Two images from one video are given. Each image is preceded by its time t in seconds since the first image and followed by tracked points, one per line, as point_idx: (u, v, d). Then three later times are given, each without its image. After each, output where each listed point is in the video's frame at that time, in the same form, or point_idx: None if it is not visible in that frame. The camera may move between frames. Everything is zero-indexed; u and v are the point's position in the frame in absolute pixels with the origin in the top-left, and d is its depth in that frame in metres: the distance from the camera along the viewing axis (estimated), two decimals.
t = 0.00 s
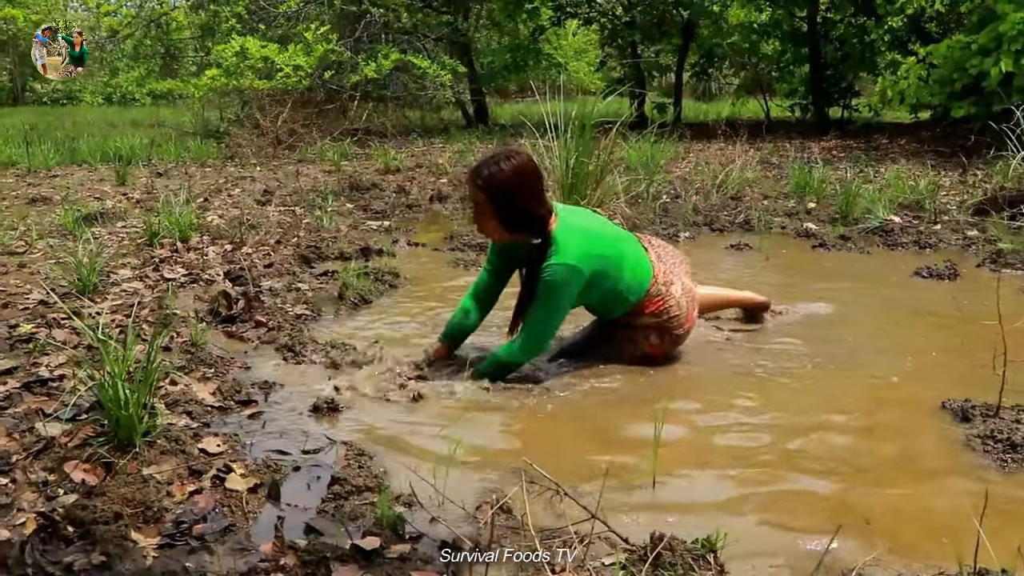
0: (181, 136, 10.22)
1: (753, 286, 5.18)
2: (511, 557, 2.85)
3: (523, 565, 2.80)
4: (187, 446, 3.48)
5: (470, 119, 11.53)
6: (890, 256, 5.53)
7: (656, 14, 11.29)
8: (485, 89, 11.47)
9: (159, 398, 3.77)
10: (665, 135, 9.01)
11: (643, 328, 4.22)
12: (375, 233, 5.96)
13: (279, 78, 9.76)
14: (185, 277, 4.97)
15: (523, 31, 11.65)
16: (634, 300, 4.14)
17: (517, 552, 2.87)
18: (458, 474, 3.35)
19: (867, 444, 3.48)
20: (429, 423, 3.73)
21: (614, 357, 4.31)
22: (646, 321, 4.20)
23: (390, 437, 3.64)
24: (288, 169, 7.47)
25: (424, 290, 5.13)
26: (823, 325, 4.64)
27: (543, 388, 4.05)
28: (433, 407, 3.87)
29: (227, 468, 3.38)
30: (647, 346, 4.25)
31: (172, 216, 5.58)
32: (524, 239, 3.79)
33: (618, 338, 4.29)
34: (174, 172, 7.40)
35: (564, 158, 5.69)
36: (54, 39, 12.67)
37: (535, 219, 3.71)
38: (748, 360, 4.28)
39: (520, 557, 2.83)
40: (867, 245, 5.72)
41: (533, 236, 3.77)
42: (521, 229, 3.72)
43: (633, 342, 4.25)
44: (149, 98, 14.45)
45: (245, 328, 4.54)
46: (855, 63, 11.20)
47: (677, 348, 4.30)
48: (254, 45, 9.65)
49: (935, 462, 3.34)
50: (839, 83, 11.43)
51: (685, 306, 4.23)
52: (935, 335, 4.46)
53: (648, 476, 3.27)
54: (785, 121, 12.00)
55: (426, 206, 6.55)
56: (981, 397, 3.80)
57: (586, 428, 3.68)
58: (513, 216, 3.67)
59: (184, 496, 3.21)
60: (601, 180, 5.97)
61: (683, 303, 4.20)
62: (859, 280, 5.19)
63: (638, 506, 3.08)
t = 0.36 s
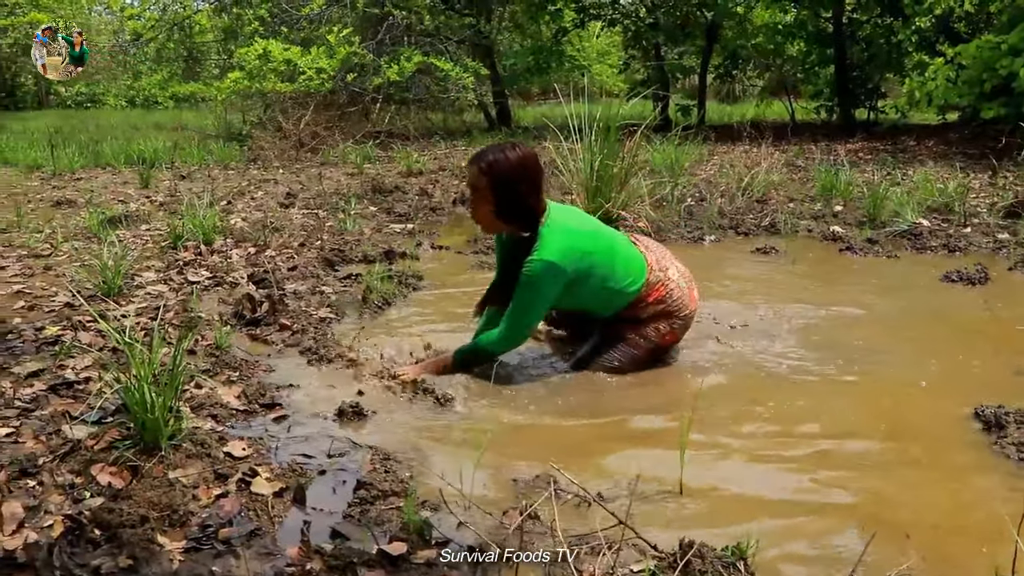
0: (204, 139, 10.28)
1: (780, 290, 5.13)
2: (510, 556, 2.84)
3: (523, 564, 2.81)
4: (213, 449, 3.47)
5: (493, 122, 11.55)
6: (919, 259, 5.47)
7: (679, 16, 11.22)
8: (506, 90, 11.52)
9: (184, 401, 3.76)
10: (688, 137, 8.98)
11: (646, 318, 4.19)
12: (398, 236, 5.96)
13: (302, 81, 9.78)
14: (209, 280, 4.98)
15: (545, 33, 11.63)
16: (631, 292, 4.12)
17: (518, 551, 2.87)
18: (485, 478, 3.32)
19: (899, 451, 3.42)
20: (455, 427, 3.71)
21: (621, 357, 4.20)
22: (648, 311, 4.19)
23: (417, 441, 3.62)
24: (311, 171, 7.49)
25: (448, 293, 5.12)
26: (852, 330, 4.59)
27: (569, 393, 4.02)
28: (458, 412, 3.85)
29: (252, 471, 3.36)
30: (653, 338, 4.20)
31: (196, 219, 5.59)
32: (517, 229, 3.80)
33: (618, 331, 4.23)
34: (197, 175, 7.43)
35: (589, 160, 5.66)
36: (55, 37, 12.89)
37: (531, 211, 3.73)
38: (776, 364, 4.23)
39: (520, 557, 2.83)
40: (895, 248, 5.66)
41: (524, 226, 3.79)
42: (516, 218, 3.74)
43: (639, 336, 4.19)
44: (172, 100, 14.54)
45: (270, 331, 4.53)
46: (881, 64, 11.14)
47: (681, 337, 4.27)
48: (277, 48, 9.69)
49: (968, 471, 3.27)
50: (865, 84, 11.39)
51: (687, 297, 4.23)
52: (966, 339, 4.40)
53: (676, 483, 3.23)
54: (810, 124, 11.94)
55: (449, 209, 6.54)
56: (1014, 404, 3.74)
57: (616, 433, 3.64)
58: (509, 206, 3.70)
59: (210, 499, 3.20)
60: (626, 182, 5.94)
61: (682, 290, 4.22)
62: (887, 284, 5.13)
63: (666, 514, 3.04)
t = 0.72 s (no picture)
0: (225, 144, 10.31)
1: (804, 298, 5.08)
2: (509, 556, 2.85)
3: (522, 565, 2.82)
4: (234, 456, 3.46)
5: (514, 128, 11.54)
6: (946, 268, 5.40)
7: (702, 22, 11.12)
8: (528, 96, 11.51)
9: (205, 408, 3.75)
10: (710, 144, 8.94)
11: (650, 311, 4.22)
12: (419, 242, 5.95)
13: (324, 86, 9.80)
14: (230, 285, 4.97)
15: (567, 39, 11.60)
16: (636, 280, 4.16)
17: (517, 552, 2.87)
18: (508, 488, 3.29)
19: (928, 463, 3.36)
20: (477, 436, 3.67)
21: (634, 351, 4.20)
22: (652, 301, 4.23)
23: (438, 449, 3.59)
24: (331, 177, 7.50)
25: (469, 300, 5.10)
26: (877, 338, 4.53)
27: (591, 400, 3.98)
28: (480, 419, 3.81)
29: (273, 479, 3.33)
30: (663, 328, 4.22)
31: (217, 224, 5.59)
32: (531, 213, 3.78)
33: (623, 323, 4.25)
34: (217, 180, 7.44)
35: (611, 165, 5.62)
36: (65, 39, 12.85)
37: (538, 189, 3.71)
38: (801, 373, 4.17)
39: (518, 557, 2.84)
40: (921, 256, 5.60)
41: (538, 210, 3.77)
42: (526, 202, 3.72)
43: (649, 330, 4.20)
44: (192, 106, 14.60)
45: (291, 337, 4.52)
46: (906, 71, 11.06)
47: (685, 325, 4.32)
48: (298, 54, 9.71)
49: (1000, 483, 3.20)
50: (890, 92, 11.39)
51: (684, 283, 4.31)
52: (995, 349, 4.34)
53: (701, 492, 3.18)
54: (834, 131, 11.86)
55: (470, 215, 6.52)
56: None
57: (639, 442, 3.60)
58: (515, 191, 3.68)
59: (230, 507, 3.18)
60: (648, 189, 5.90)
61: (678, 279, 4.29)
62: (914, 292, 5.07)
63: (690, 525, 2.99)
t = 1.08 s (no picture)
0: (215, 147, 10.28)
1: (794, 306, 5.08)
2: (511, 557, 2.86)
3: (524, 564, 2.83)
4: (220, 462, 3.42)
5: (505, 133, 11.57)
6: (935, 276, 5.41)
7: (693, 29, 11.36)
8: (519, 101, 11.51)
9: (191, 413, 3.72)
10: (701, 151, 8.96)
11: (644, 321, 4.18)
12: (409, 247, 5.93)
13: (314, 90, 9.77)
14: (218, 289, 4.94)
15: (559, 44, 11.65)
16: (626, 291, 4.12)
17: (518, 552, 2.88)
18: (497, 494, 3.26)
19: (918, 472, 3.34)
20: (465, 443, 3.64)
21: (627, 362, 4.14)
22: (645, 311, 4.19)
23: (426, 456, 3.56)
24: (321, 181, 7.48)
25: (458, 305, 5.08)
26: (866, 346, 4.52)
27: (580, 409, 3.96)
28: (469, 426, 3.78)
29: (260, 485, 3.30)
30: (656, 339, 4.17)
31: (205, 227, 5.55)
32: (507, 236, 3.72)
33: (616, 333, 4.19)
34: (207, 183, 7.40)
35: (602, 171, 5.60)
36: (58, 39, 12.78)
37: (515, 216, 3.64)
38: (790, 381, 4.16)
39: (521, 557, 2.85)
40: (910, 265, 5.60)
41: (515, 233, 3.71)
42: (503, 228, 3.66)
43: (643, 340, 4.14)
44: (182, 108, 14.56)
45: (278, 342, 4.49)
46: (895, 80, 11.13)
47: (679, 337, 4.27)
48: (289, 57, 9.70)
49: (989, 492, 3.19)
50: (880, 101, 11.46)
51: (679, 293, 4.27)
52: (983, 358, 4.34)
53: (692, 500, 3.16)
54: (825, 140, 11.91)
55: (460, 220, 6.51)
56: None
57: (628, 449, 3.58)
58: (490, 218, 3.61)
59: (216, 513, 3.14)
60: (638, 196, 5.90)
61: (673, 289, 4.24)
62: (903, 301, 5.07)
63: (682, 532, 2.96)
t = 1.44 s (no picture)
0: (219, 149, 10.25)
1: (801, 313, 5.04)
2: (511, 557, 2.85)
3: (524, 563, 2.81)
4: (222, 466, 3.39)
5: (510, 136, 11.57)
6: (943, 284, 5.37)
7: (702, 33, 11.26)
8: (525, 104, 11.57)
9: (194, 416, 3.69)
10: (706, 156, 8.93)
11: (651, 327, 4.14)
12: (413, 251, 5.90)
13: (319, 92, 9.75)
14: (221, 292, 4.91)
15: (565, 48, 11.66)
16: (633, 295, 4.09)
17: (517, 552, 2.87)
18: (501, 500, 3.23)
19: (928, 482, 3.30)
20: (470, 448, 3.61)
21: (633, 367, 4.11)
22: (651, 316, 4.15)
23: (430, 461, 3.52)
24: (326, 183, 7.45)
25: (462, 309, 5.04)
26: (874, 354, 4.48)
27: (585, 414, 3.93)
28: (473, 431, 3.75)
29: (262, 489, 3.26)
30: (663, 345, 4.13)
31: (208, 229, 5.52)
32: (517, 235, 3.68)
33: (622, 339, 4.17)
34: (210, 185, 7.38)
35: (608, 176, 5.56)
36: (58, 39, 12.75)
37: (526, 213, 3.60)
38: (797, 388, 4.12)
39: (521, 557, 2.83)
40: (918, 272, 5.57)
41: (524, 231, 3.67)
42: (513, 225, 3.61)
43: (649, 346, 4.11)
44: (186, 109, 14.55)
45: (282, 345, 4.46)
46: (903, 85, 11.19)
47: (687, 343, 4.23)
48: (294, 59, 9.69)
49: (999, 503, 3.15)
50: (888, 106, 11.50)
51: (686, 300, 4.22)
52: (992, 367, 4.29)
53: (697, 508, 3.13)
54: (831, 146, 11.88)
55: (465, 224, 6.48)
56: None
57: (632, 455, 3.55)
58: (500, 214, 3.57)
59: (218, 517, 3.11)
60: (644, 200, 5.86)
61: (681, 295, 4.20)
62: (911, 309, 5.03)
63: (686, 539, 2.93)
